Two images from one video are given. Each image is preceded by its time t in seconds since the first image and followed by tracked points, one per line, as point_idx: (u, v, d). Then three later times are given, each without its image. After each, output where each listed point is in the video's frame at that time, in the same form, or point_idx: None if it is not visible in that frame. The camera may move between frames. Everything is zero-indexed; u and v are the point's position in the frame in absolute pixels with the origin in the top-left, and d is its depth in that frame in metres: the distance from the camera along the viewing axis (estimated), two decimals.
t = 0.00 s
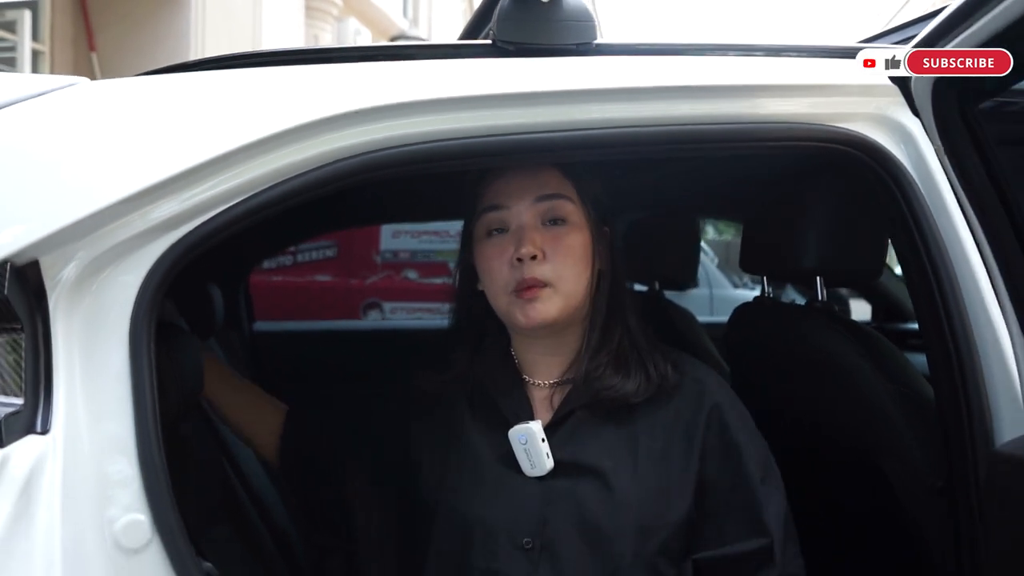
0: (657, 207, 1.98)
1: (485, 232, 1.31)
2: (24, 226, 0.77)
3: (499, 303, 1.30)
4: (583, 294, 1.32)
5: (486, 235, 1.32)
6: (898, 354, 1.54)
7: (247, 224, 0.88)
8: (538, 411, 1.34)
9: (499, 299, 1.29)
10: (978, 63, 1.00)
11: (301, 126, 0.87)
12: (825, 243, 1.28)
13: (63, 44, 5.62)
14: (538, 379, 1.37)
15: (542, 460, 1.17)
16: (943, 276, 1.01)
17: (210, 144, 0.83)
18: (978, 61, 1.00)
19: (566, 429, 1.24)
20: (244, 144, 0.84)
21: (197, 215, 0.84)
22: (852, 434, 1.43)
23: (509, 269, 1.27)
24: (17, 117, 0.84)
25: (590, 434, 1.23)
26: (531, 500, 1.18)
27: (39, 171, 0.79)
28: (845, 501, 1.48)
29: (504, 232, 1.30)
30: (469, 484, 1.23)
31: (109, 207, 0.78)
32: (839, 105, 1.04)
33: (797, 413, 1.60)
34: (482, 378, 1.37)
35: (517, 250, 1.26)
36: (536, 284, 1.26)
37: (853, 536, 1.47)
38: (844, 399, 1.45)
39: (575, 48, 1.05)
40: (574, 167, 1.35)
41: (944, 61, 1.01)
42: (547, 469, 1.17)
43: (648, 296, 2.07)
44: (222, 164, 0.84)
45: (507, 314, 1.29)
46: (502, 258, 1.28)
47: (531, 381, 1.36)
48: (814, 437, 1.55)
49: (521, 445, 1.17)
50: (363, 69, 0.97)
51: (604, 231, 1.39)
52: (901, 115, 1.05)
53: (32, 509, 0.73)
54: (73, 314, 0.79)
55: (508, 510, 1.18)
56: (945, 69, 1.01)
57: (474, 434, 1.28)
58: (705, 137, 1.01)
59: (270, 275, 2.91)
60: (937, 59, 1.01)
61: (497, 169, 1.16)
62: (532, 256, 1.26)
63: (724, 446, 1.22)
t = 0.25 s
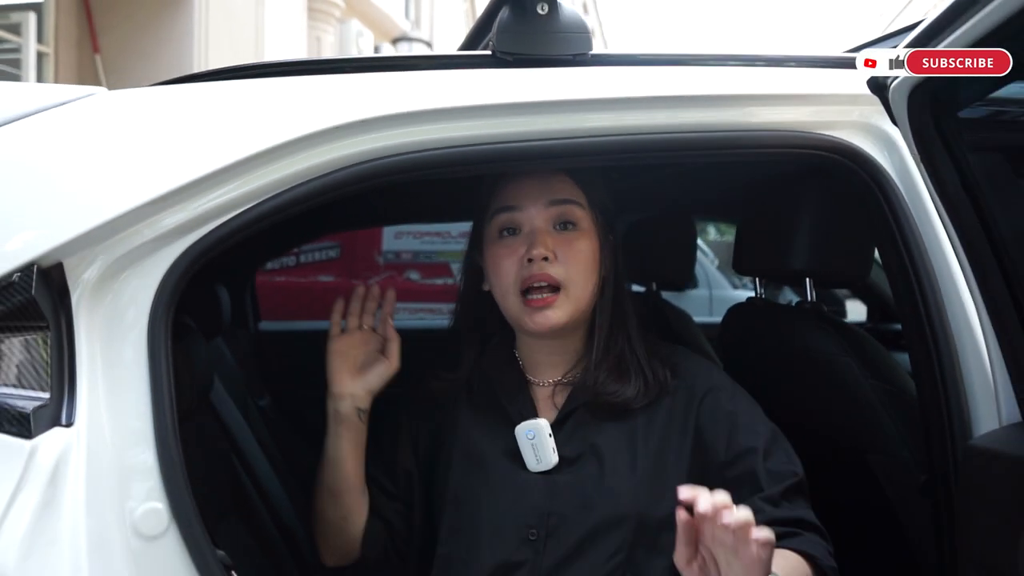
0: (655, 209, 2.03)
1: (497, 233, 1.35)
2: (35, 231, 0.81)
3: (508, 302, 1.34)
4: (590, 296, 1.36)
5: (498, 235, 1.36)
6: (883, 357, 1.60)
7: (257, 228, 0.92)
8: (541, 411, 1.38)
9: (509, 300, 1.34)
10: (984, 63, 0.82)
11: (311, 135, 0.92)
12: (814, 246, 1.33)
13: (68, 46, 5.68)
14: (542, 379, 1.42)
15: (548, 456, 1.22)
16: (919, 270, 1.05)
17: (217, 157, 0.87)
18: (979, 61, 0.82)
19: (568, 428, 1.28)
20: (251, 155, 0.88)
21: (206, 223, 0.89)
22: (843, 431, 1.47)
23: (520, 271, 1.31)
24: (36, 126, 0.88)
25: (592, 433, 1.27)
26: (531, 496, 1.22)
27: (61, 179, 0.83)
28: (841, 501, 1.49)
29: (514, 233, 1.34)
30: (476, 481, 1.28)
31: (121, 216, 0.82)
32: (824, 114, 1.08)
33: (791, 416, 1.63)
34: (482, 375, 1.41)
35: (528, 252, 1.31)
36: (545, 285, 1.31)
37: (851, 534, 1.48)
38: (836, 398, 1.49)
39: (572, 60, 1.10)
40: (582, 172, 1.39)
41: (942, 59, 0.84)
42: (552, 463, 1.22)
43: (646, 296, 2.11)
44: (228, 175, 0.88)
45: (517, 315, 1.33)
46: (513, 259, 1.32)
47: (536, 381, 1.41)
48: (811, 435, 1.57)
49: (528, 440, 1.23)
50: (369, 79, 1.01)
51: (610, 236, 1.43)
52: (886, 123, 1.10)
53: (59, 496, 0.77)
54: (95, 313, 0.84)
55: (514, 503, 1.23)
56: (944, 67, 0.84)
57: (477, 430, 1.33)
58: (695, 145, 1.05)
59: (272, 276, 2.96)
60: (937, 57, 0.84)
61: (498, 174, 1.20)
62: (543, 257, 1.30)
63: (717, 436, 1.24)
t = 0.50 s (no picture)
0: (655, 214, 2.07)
1: (502, 238, 1.39)
2: (46, 242, 0.84)
3: (511, 306, 1.37)
4: (592, 301, 1.40)
5: (503, 241, 1.39)
6: (876, 360, 1.62)
7: (269, 236, 0.96)
8: (544, 414, 1.42)
9: (512, 304, 1.37)
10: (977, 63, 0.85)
11: (322, 147, 0.96)
12: (810, 254, 1.37)
13: (74, 48, 5.74)
14: (545, 383, 1.45)
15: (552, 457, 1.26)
16: (910, 279, 1.09)
17: (230, 168, 0.91)
18: (974, 62, 0.85)
19: (569, 432, 1.33)
20: (264, 167, 0.92)
21: (220, 232, 0.92)
22: (838, 434, 1.50)
23: (524, 276, 1.35)
24: (58, 139, 0.92)
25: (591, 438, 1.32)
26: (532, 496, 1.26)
27: (84, 188, 0.86)
28: (832, 502, 1.56)
29: (519, 239, 1.38)
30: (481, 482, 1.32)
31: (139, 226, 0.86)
32: (819, 125, 1.12)
33: (785, 421, 1.68)
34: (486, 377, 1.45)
35: (532, 258, 1.35)
36: (548, 290, 1.34)
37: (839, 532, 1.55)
38: (829, 402, 1.52)
39: (572, 73, 1.14)
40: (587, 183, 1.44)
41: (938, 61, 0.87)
42: (556, 466, 1.26)
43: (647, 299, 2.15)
44: (240, 186, 0.92)
45: (519, 319, 1.36)
46: (518, 264, 1.36)
47: (539, 386, 1.44)
48: (806, 438, 1.61)
49: (534, 444, 1.26)
50: (379, 92, 1.05)
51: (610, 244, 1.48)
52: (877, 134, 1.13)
53: (83, 493, 0.81)
54: (115, 319, 0.88)
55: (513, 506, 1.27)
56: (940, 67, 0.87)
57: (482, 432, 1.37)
58: (693, 156, 1.09)
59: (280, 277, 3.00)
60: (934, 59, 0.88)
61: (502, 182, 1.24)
62: (546, 263, 1.34)
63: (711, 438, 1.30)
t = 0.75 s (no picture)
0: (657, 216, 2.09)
1: (502, 237, 1.41)
2: (56, 247, 0.86)
3: (511, 303, 1.39)
4: (592, 298, 1.42)
5: (503, 239, 1.41)
6: (874, 361, 1.65)
7: (278, 240, 0.98)
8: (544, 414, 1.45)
9: (512, 300, 1.39)
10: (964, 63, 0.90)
11: (330, 153, 0.98)
12: (806, 255, 1.39)
13: (80, 50, 5.78)
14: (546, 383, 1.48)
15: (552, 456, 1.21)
16: (907, 284, 1.10)
17: (241, 173, 0.93)
18: (960, 62, 0.90)
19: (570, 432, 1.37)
20: (273, 173, 0.95)
21: (230, 237, 0.95)
22: (835, 433, 1.53)
23: (524, 273, 1.37)
24: (70, 145, 0.94)
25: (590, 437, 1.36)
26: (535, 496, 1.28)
27: (99, 193, 0.89)
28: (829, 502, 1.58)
29: (520, 237, 1.40)
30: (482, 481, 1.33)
31: (152, 230, 0.88)
32: (816, 131, 1.14)
33: (783, 423, 1.71)
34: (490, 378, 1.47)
35: (533, 255, 1.37)
36: (548, 286, 1.36)
37: (834, 531, 1.58)
38: (827, 403, 1.55)
39: (573, 79, 1.16)
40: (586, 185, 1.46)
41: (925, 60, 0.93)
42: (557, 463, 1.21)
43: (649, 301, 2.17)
44: (251, 191, 0.94)
45: (520, 314, 1.38)
46: (518, 261, 1.38)
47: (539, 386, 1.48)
48: (804, 440, 1.63)
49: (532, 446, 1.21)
50: (385, 99, 1.07)
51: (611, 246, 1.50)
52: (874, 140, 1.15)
53: (99, 489, 0.83)
54: (129, 321, 0.90)
55: (515, 505, 1.29)
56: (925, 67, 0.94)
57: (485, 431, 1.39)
58: (692, 160, 1.11)
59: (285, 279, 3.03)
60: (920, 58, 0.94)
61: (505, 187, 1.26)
62: (547, 260, 1.36)
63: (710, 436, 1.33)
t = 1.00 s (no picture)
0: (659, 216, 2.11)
1: (502, 245, 1.43)
2: (67, 250, 0.87)
3: (512, 311, 1.41)
4: (592, 302, 1.44)
5: (502, 248, 1.43)
6: (871, 360, 1.67)
7: (283, 245, 1.00)
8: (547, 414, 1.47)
9: (513, 308, 1.41)
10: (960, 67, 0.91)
11: (334, 159, 1.00)
12: (804, 258, 1.41)
13: (86, 52, 5.82)
14: (546, 384, 1.50)
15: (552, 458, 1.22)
16: (905, 286, 1.12)
17: (248, 179, 0.95)
18: (957, 66, 0.90)
19: (574, 432, 1.39)
20: (278, 178, 0.96)
21: (237, 240, 0.96)
22: (834, 434, 1.54)
23: (523, 281, 1.39)
24: (78, 152, 0.95)
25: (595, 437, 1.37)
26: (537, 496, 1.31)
27: (108, 198, 0.90)
28: (830, 502, 1.59)
29: (519, 245, 1.42)
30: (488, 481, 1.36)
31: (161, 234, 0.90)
32: (814, 135, 1.15)
33: (784, 425, 1.72)
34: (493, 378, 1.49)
35: (532, 264, 1.39)
36: (548, 294, 1.38)
37: (835, 530, 1.59)
38: (825, 403, 1.56)
39: (574, 85, 1.18)
40: (578, 188, 1.47)
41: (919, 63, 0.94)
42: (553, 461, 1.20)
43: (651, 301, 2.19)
44: (257, 196, 0.96)
45: (521, 322, 1.40)
46: (518, 270, 1.40)
47: (541, 387, 1.49)
48: (804, 439, 1.65)
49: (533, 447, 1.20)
50: (390, 105, 1.09)
51: (609, 248, 1.53)
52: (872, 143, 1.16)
53: (109, 488, 0.85)
54: (138, 324, 0.92)
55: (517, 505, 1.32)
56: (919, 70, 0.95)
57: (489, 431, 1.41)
58: (692, 164, 1.12)
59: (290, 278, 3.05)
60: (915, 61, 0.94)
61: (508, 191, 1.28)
62: (546, 268, 1.38)
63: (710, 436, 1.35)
